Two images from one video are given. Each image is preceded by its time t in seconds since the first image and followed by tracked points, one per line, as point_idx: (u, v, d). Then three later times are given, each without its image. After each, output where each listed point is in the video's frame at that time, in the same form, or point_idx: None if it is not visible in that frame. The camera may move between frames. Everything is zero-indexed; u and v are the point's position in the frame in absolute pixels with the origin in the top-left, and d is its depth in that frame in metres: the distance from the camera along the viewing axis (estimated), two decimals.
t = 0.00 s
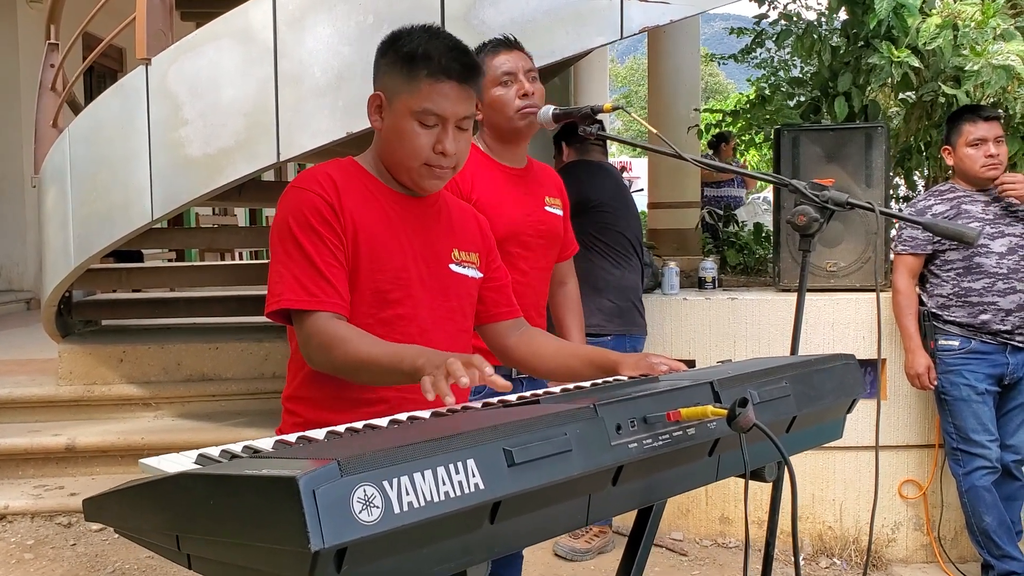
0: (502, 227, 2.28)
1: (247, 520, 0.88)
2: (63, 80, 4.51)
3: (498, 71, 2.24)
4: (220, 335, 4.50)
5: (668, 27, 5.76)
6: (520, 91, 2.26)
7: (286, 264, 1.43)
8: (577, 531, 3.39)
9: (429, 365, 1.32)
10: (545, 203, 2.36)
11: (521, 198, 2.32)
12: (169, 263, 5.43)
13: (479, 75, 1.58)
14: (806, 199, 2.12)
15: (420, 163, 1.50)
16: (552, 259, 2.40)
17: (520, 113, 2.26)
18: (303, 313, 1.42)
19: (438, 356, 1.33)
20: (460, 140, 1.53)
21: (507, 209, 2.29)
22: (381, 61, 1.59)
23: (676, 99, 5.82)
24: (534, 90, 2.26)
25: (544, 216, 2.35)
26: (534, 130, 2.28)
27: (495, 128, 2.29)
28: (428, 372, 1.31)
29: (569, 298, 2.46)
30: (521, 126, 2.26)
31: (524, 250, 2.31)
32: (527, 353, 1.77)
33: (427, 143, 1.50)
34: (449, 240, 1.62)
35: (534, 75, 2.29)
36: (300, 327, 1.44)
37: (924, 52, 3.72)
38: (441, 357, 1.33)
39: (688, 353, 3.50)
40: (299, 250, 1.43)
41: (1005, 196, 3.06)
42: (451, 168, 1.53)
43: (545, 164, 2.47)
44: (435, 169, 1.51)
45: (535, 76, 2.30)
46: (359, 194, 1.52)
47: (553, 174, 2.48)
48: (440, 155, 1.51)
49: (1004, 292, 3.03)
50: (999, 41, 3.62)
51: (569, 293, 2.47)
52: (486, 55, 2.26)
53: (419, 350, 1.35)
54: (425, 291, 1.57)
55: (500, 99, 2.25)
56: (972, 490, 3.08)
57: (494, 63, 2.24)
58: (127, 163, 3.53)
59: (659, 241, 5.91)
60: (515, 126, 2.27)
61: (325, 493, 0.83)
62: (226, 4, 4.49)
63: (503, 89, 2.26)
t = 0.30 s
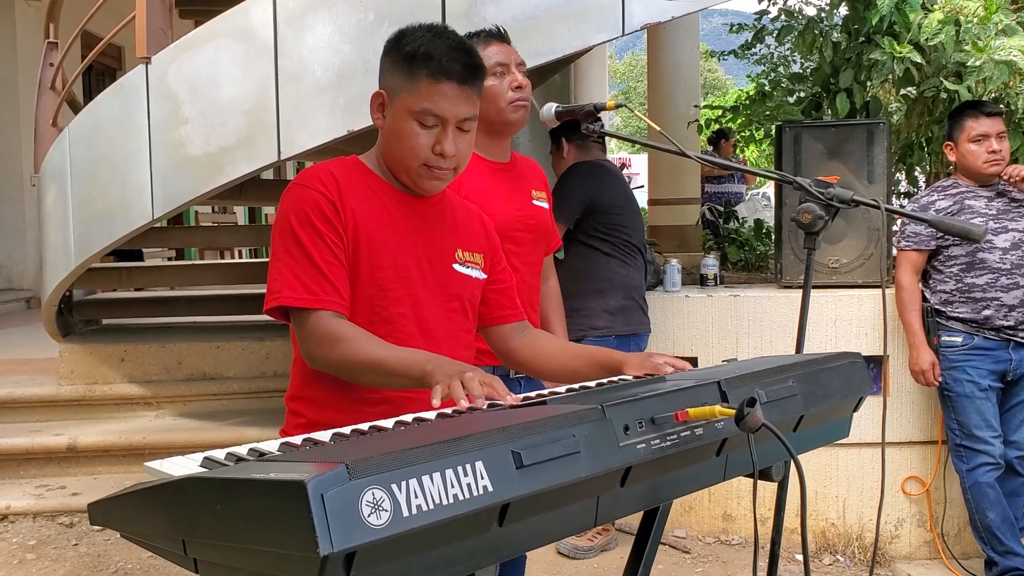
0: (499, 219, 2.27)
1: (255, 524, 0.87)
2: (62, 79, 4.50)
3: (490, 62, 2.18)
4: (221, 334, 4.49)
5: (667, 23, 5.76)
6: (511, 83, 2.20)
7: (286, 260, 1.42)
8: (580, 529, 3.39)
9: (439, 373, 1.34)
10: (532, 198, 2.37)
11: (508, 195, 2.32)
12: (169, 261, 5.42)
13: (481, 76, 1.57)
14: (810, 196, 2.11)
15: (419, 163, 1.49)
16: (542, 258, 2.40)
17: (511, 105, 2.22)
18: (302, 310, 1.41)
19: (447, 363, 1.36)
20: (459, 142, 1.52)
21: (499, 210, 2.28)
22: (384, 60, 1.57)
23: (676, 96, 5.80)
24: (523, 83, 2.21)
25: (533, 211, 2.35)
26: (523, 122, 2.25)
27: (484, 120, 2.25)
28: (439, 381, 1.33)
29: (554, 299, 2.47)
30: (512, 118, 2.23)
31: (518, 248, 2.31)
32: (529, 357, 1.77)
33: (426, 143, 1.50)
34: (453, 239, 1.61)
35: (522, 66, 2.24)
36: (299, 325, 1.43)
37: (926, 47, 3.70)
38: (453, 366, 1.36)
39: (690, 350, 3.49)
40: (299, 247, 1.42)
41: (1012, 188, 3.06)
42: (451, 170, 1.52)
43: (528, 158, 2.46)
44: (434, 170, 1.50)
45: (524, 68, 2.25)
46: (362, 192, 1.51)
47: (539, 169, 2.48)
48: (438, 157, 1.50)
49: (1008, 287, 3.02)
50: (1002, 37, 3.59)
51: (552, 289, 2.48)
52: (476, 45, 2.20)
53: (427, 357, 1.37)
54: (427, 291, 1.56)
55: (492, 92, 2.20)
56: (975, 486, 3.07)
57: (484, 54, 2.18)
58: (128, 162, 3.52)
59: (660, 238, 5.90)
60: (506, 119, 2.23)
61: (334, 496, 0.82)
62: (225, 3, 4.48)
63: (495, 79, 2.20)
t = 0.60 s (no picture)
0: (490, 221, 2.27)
1: (253, 533, 0.86)
2: (59, 79, 4.49)
3: (490, 65, 2.17)
4: (219, 334, 4.49)
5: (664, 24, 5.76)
6: (510, 88, 2.21)
7: (280, 266, 1.41)
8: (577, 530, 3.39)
9: (427, 375, 1.32)
10: (517, 203, 2.39)
11: (498, 197, 2.34)
12: (166, 261, 5.41)
13: (472, 72, 1.56)
14: (809, 198, 2.11)
15: (413, 162, 1.49)
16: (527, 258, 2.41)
17: (510, 110, 2.23)
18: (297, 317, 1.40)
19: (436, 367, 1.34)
20: (452, 139, 1.51)
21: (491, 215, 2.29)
22: (374, 60, 1.57)
23: (673, 95, 5.80)
24: (522, 89, 2.22)
25: (517, 216, 2.38)
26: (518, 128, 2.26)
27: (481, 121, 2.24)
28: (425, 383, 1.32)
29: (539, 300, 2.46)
30: (509, 123, 2.24)
31: (507, 254, 2.33)
32: (528, 356, 1.76)
33: (420, 142, 1.49)
34: (450, 240, 1.61)
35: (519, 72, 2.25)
36: (293, 332, 1.42)
37: (924, 47, 3.70)
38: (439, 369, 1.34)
39: (687, 350, 3.49)
40: (293, 252, 1.41)
41: (1011, 189, 3.06)
42: (445, 167, 1.52)
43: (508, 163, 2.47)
44: (428, 169, 1.50)
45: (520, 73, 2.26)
46: (357, 195, 1.50)
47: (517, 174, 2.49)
48: (432, 154, 1.49)
49: (1005, 288, 3.02)
50: (999, 37, 3.60)
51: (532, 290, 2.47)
52: (477, 46, 2.19)
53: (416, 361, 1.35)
54: (425, 292, 1.55)
55: (492, 92, 2.18)
56: (973, 486, 3.07)
57: (485, 55, 2.17)
58: (125, 163, 3.51)
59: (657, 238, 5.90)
60: (503, 123, 2.24)
61: (331, 506, 0.81)
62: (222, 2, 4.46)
63: (494, 82, 2.19)
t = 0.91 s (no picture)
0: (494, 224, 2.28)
1: (248, 535, 0.86)
2: (54, 79, 4.48)
3: (497, 69, 2.21)
4: (215, 335, 4.48)
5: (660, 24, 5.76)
6: (515, 94, 2.24)
7: (273, 274, 1.41)
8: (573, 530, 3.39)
9: (399, 388, 1.33)
10: (513, 207, 2.39)
11: (496, 200, 2.33)
12: (162, 261, 5.41)
13: (475, 82, 1.56)
14: (804, 198, 2.11)
15: (413, 169, 1.49)
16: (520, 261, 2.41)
17: (513, 115, 2.25)
18: (283, 323, 1.41)
19: (406, 379, 1.35)
20: (453, 148, 1.51)
21: (491, 219, 2.28)
22: (377, 64, 1.57)
23: (670, 96, 5.80)
24: (526, 95, 2.26)
25: (515, 220, 2.36)
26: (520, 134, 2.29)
27: (486, 124, 2.26)
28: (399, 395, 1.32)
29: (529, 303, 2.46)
30: (513, 128, 2.26)
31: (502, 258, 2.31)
32: (524, 359, 1.77)
33: (420, 149, 1.49)
34: (446, 244, 1.61)
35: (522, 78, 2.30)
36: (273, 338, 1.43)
37: (920, 48, 3.70)
38: (411, 381, 1.35)
39: (683, 351, 3.50)
40: (286, 260, 1.41)
41: (1005, 190, 3.08)
42: (445, 175, 1.52)
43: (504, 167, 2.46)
44: (428, 176, 1.50)
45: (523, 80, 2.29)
46: (352, 200, 1.50)
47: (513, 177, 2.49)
48: (432, 162, 1.49)
49: (999, 288, 3.03)
50: (994, 38, 3.61)
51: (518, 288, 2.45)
52: (484, 48, 2.22)
53: (387, 372, 1.35)
54: (421, 297, 1.56)
55: (498, 96, 2.21)
56: (968, 486, 3.08)
57: (492, 59, 2.20)
58: (120, 164, 3.50)
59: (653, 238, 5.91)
60: (508, 128, 2.26)
61: (327, 508, 0.82)
62: (218, 2, 4.46)
63: (500, 86, 2.22)
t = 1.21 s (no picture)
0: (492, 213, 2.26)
1: (243, 516, 0.86)
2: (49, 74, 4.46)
3: (500, 61, 2.22)
4: (210, 330, 4.47)
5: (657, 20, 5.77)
6: (519, 85, 2.25)
7: (265, 268, 1.41)
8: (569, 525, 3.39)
9: (393, 377, 1.33)
10: (519, 198, 2.37)
11: (501, 192, 2.31)
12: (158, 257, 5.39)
13: (467, 66, 1.56)
14: (800, 191, 2.11)
15: (406, 157, 1.49)
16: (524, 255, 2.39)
17: (517, 106, 2.25)
18: (274, 315, 1.40)
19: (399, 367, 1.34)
20: (446, 133, 1.51)
21: (490, 210, 2.26)
22: (368, 53, 1.57)
23: (667, 92, 5.80)
24: (531, 86, 2.27)
25: (520, 210, 2.34)
26: (524, 126, 2.29)
27: (487, 115, 2.26)
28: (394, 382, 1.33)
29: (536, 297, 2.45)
30: (516, 120, 2.26)
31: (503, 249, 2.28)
32: (520, 348, 1.76)
33: (413, 136, 1.49)
34: (440, 234, 1.61)
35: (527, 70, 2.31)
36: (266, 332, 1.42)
37: (916, 44, 3.71)
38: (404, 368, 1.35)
39: (679, 347, 3.49)
40: (278, 253, 1.40)
41: (1000, 185, 3.09)
42: (438, 162, 1.52)
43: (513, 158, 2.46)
44: (421, 163, 1.50)
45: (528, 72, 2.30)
46: (343, 191, 1.49)
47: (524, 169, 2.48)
48: (426, 148, 1.49)
49: (995, 283, 3.04)
50: (989, 33, 3.63)
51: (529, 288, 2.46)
52: (487, 42, 2.23)
53: (379, 360, 1.35)
54: (416, 288, 1.55)
55: (500, 87, 2.22)
56: (963, 481, 3.09)
57: (494, 52, 2.22)
58: (115, 158, 3.49)
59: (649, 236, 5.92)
60: (510, 119, 2.26)
61: (323, 489, 0.81)
62: None
63: (502, 78, 2.23)
